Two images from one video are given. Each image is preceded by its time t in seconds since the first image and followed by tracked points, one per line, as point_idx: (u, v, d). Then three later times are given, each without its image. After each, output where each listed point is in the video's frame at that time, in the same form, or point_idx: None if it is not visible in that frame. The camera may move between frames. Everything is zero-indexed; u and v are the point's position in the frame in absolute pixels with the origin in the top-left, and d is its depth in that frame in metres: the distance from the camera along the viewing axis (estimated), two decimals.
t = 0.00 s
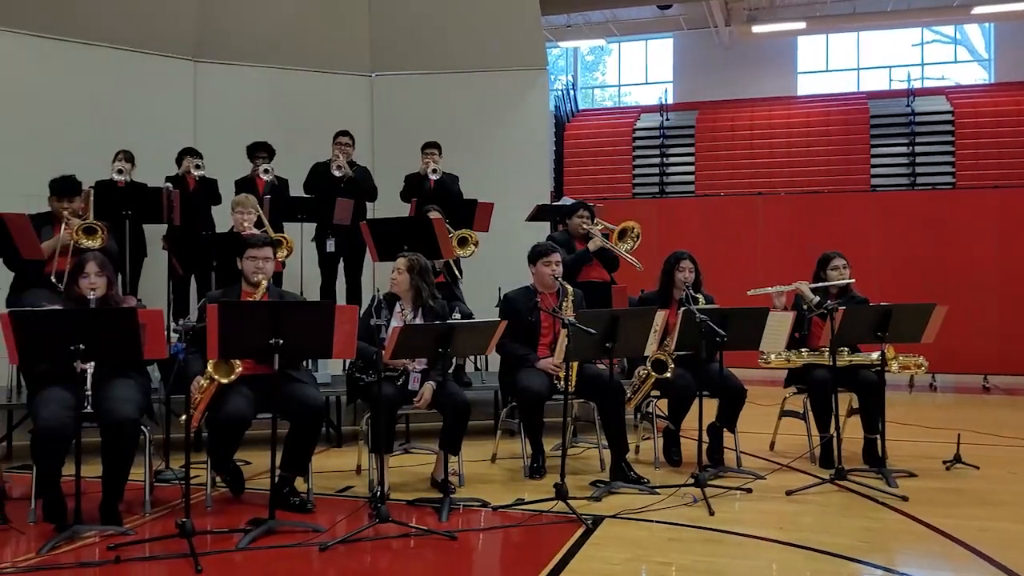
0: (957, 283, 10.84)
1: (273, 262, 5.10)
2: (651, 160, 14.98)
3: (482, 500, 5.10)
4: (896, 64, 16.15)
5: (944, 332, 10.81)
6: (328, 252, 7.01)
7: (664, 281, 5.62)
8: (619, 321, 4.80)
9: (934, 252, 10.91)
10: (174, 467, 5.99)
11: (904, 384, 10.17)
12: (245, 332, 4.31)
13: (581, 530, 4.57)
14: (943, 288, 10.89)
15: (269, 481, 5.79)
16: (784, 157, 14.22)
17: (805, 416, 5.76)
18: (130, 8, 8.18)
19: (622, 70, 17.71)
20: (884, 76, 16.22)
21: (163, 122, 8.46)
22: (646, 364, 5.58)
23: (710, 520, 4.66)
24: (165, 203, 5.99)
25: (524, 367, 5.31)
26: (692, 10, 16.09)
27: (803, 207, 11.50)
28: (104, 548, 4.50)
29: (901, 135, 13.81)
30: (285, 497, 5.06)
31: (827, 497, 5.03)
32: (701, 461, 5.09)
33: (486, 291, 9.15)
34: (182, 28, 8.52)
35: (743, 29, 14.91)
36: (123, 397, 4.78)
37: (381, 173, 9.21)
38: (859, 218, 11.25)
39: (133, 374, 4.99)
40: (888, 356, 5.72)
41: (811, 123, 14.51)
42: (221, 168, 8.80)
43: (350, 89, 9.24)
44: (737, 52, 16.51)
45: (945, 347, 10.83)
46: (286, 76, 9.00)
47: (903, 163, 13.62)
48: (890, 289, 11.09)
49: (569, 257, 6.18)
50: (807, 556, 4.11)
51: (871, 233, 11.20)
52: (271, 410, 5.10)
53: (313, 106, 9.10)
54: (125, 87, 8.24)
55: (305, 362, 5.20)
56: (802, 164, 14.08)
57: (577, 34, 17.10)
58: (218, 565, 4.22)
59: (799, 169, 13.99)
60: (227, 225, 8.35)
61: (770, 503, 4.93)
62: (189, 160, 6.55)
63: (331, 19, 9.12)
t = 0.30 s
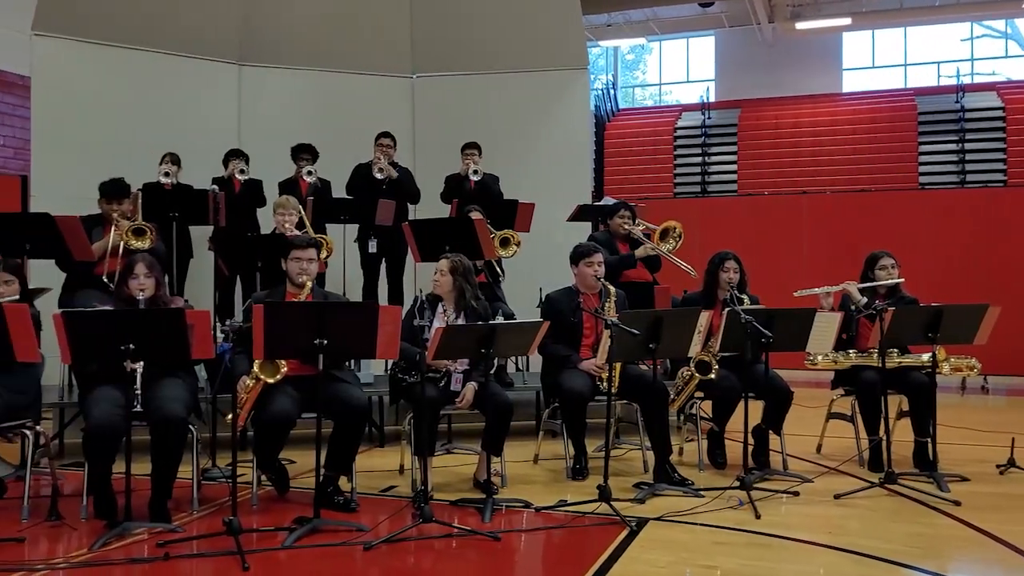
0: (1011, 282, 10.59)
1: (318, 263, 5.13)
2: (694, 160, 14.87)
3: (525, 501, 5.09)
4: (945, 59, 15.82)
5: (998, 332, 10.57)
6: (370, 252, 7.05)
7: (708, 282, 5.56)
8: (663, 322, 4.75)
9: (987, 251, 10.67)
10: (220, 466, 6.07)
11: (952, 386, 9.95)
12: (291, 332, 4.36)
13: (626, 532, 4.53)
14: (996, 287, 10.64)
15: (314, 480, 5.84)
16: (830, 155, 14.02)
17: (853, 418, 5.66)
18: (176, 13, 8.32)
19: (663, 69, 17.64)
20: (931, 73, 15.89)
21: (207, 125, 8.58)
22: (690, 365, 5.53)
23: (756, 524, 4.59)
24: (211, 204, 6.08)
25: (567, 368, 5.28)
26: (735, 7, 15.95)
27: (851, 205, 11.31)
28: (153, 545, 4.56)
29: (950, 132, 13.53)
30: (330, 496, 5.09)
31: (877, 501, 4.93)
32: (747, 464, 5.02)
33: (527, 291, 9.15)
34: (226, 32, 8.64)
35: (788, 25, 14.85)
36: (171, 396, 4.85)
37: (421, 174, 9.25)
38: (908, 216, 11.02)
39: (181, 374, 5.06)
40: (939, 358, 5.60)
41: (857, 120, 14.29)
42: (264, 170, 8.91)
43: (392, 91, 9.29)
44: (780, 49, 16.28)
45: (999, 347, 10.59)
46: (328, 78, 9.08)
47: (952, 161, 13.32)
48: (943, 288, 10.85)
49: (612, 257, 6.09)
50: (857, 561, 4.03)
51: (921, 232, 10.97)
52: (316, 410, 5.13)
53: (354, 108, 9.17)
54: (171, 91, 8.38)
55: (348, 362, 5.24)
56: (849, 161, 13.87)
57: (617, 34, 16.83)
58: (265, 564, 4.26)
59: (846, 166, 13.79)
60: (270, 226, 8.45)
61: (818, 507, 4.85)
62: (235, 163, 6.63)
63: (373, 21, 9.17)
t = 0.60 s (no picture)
0: None
1: (355, 264, 5.15)
2: (730, 157, 14.78)
3: (562, 502, 5.07)
4: (989, 55, 15.46)
5: None
6: (406, 253, 7.08)
7: (747, 282, 5.51)
8: (701, 322, 4.71)
9: None
10: (260, 465, 6.13)
11: (995, 388, 9.75)
12: (329, 332, 4.39)
13: (664, 533, 4.50)
14: None
15: (352, 480, 5.88)
16: (871, 152, 13.85)
17: (896, 420, 5.57)
18: (214, 17, 8.43)
19: (699, 67, 17.44)
20: (975, 68, 15.56)
21: (244, 127, 8.69)
22: (729, 365, 5.49)
23: (797, 527, 4.54)
24: (249, 206, 6.14)
25: (604, 368, 5.27)
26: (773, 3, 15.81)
27: (892, 204, 11.12)
28: (195, 542, 4.62)
29: (993, 128, 13.25)
30: (367, 495, 5.11)
31: (921, 505, 4.85)
32: (787, 466, 4.96)
33: (563, 292, 9.12)
34: (264, 36, 8.75)
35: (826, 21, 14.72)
36: (212, 395, 4.91)
37: (456, 175, 9.28)
38: (952, 215, 10.83)
39: (221, 373, 5.13)
40: (985, 359, 5.49)
41: (897, 117, 14.10)
42: (299, 171, 8.99)
43: (427, 92, 9.33)
44: (819, 45, 16.17)
45: None
46: (363, 80, 9.14)
47: (996, 158, 13.04)
48: (989, 288, 10.67)
49: (649, 259, 6.02)
50: (900, 565, 3.97)
51: (965, 231, 10.77)
52: (354, 410, 5.16)
53: (389, 110, 9.22)
54: (209, 93, 8.50)
55: (385, 362, 5.28)
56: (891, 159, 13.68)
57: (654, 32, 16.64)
58: (305, 562, 4.29)
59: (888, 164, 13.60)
60: (307, 227, 8.52)
61: (860, 510, 4.78)
62: (274, 165, 6.74)
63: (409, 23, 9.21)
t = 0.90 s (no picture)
0: None
1: (400, 265, 5.17)
2: (776, 155, 14.58)
3: (607, 503, 5.04)
4: None
5: None
6: (450, 254, 7.10)
7: (794, 283, 5.44)
8: (748, 322, 4.65)
9: None
10: (306, 463, 6.20)
11: None
12: (374, 332, 4.42)
13: (710, 536, 4.46)
14: None
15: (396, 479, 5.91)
16: (921, 150, 13.60)
17: (950, 423, 5.44)
18: (259, 21, 8.55)
19: (743, 64, 17.25)
20: None
21: (288, 129, 8.81)
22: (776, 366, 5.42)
23: (847, 530, 4.46)
24: (295, 207, 6.21)
25: (649, 368, 5.24)
26: None
27: (943, 202, 10.88)
28: (243, 539, 4.68)
29: None
30: (412, 495, 5.14)
31: (976, 509, 4.73)
32: (837, 468, 4.88)
33: (606, 293, 9.09)
34: (308, 39, 8.85)
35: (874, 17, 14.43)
36: (260, 394, 4.98)
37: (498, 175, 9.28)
38: (1006, 212, 10.58)
39: (267, 373, 5.20)
40: None
41: (948, 113, 13.83)
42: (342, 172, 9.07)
43: (468, 92, 9.35)
44: (867, 40, 15.88)
45: None
46: (405, 81, 9.19)
47: None
48: None
49: (693, 257, 5.99)
50: (955, 570, 3.88)
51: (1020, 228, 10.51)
52: (399, 410, 5.19)
53: (431, 111, 9.26)
54: (254, 97, 8.63)
55: (429, 362, 5.29)
56: (942, 156, 13.41)
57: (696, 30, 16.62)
58: (351, 560, 4.32)
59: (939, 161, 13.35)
60: (351, 228, 8.60)
61: (912, 514, 4.68)
62: (319, 166, 6.77)
63: (451, 23, 9.24)
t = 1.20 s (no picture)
0: None
1: (442, 265, 5.18)
2: (820, 153, 14.40)
3: (650, 505, 5.01)
4: None
5: None
6: (490, 254, 7.11)
7: (842, 283, 5.36)
8: (794, 322, 4.59)
9: None
10: (350, 463, 6.25)
11: None
12: (418, 332, 4.44)
13: (757, 539, 4.40)
14: None
15: (438, 479, 5.94)
16: (970, 146, 13.32)
17: (1004, 426, 5.32)
18: (301, 24, 8.66)
19: (786, 61, 17.16)
20: None
21: (328, 131, 8.91)
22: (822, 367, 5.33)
23: (897, 534, 4.37)
24: (337, 208, 6.25)
25: (692, 369, 5.19)
26: None
27: (993, 199, 10.64)
28: (288, 537, 4.73)
29: None
30: (455, 494, 5.15)
31: None
32: (886, 471, 4.80)
33: (647, 292, 9.04)
34: (349, 41, 8.94)
35: (920, 12, 14.11)
36: (304, 394, 5.02)
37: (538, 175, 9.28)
38: None
39: (311, 372, 5.25)
40: None
41: (999, 109, 13.53)
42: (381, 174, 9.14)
43: (508, 92, 9.36)
44: (915, 36, 15.57)
45: None
46: (445, 82, 9.23)
47: None
48: None
49: (735, 257, 5.96)
50: None
51: None
52: (442, 410, 5.21)
53: (470, 111, 9.29)
54: (296, 99, 8.74)
55: (472, 362, 5.29)
56: (993, 151, 13.12)
57: (739, 26, 16.21)
58: (395, 559, 4.34)
59: (990, 157, 13.07)
60: (391, 229, 8.65)
61: (965, 518, 4.57)
62: (360, 166, 6.82)
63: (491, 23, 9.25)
